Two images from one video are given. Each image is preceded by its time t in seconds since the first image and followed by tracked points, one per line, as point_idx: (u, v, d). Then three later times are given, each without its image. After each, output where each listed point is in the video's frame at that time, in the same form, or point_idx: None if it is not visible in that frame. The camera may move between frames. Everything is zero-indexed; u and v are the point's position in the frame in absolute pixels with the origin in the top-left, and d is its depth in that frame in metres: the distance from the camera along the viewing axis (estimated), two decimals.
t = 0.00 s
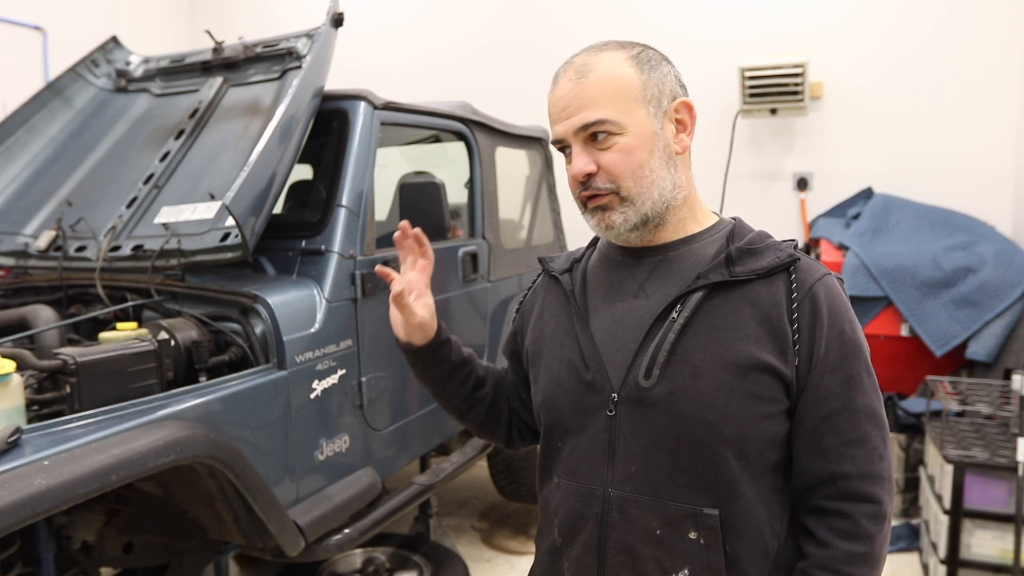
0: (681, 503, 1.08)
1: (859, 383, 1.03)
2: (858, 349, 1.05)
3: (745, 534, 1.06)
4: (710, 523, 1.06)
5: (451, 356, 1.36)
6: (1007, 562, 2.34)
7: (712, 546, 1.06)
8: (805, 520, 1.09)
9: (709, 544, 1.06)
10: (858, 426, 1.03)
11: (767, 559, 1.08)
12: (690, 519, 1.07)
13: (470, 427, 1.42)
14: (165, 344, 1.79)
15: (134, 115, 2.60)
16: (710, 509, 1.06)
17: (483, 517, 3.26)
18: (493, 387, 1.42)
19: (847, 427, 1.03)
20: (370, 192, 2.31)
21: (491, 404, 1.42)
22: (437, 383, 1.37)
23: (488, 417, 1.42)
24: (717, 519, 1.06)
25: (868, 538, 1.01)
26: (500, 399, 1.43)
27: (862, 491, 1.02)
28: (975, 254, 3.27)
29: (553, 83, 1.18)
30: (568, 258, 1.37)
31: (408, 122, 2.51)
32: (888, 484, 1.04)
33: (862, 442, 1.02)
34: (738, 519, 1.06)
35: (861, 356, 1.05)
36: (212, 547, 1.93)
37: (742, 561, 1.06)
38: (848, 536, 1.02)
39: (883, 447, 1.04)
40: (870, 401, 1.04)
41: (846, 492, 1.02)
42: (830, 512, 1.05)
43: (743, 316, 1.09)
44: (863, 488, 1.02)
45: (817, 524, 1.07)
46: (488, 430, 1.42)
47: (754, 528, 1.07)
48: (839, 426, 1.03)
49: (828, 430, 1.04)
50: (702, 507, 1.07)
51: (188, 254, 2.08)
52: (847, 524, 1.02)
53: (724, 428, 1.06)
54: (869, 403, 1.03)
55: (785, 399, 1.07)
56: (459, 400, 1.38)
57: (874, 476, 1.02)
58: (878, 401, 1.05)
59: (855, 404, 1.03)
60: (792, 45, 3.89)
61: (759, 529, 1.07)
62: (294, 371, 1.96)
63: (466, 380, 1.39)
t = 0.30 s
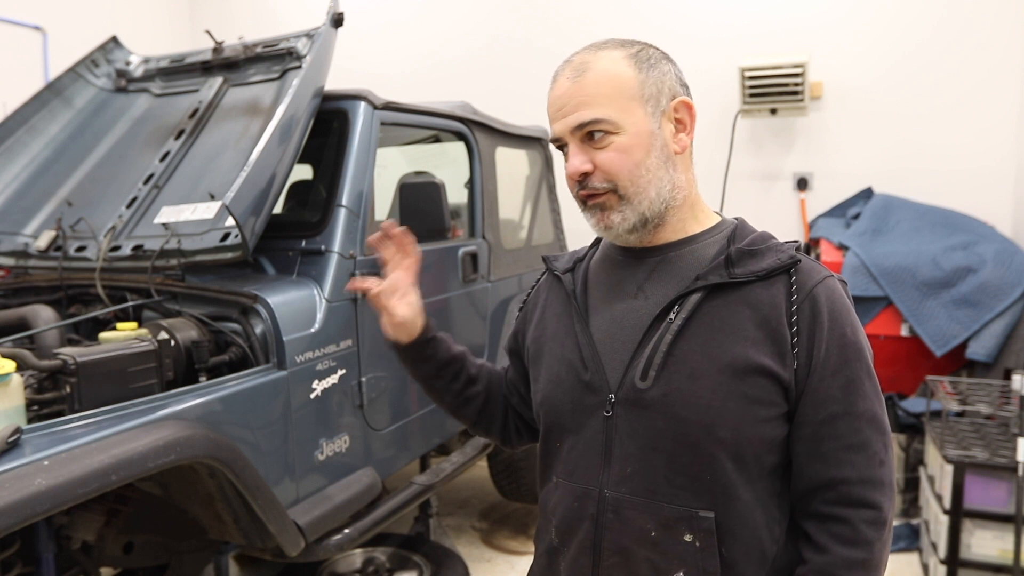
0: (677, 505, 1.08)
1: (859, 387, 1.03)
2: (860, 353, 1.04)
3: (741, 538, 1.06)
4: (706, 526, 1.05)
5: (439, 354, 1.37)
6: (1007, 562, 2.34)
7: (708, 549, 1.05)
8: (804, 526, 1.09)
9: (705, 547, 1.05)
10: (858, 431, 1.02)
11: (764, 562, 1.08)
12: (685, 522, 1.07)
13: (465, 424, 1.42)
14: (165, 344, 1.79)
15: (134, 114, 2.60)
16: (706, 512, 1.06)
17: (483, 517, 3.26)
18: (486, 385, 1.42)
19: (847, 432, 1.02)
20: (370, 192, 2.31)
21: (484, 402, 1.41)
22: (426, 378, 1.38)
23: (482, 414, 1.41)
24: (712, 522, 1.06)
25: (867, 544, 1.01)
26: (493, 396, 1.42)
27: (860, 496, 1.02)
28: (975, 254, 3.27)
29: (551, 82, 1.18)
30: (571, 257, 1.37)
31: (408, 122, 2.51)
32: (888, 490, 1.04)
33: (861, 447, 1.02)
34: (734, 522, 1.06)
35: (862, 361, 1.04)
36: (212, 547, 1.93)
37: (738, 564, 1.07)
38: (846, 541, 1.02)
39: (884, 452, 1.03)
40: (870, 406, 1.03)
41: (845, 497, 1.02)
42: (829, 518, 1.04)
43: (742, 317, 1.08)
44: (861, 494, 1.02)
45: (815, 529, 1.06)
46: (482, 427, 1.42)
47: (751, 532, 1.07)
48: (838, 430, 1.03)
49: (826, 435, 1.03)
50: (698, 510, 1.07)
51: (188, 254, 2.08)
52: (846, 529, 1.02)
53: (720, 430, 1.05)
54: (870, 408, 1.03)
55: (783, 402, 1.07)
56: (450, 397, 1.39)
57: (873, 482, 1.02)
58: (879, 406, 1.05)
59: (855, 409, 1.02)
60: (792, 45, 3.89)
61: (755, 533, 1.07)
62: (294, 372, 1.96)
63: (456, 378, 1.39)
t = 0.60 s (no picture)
0: (677, 507, 1.08)
1: (860, 387, 1.02)
2: (861, 351, 1.03)
3: (742, 540, 1.06)
4: (706, 529, 1.05)
5: (410, 392, 1.40)
6: (1007, 562, 2.34)
7: (708, 552, 1.05)
8: (806, 527, 1.08)
9: (704, 550, 1.05)
10: (858, 432, 1.02)
11: (765, 564, 1.08)
12: (685, 525, 1.07)
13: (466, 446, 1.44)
14: (165, 344, 1.79)
15: (134, 115, 2.59)
16: (706, 515, 1.06)
17: (483, 517, 3.26)
18: (472, 406, 1.43)
19: (847, 433, 1.02)
20: (370, 192, 2.31)
21: (475, 422, 1.43)
22: (411, 415, 1.41)
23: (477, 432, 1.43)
24: (712, 525, 1.05)
25: (868, 546, 1.00)
26: (480, 414, 1.43)
27: (861, 497, 1.01)
28: (975, 254, 3.27)
29: (573, 66, 1.16)
30: (570, 259, 1.37)
31: (408, 122, 2.51)
32: (891, 491, 1.03)
33: (862, 447, 1.01)
34: (734, 525, 1.06)
35: (863, 359, 1.03)
36: (212, 547, 1.93)
37: (739, 567, 1.06)
38: (848, 544, 1.01)
39: (885, 452, 1.02)
40: (871, 405, 1.02)
41: (845, 498, 1.02)
42: (831, 520, 1.04)
43: (741, 318, 1.08)
44: (863, 495, 1.01)
45: (816, 531, 1.06)
46: (483, 445, 1.43)
47: (751, 534, 1.06)
48: (838, 431, 1.02)
49: (826, 436, 1.03)
50: (697, 513, 1.07)
51: (188, 254, 2.08)
52: (847, 531, 1.02)
53: (718, 432, 1.06)
54: (870, 408, 1.02)
55: (782, 403, 1.06)
56: (437, 427, 1.41)
57: (874, 483, 1.01)
58: (880, 405, 1.04)
59: (856, 409, 1.02)
60: (792, 45, 3.89)
61: (756, 535, 1.07)
62: (294, 371, 1.96)
63: (437, 408, 1.41)
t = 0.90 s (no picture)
0: (674, 509, 1.08)
1: (858, 386, 1.01)
2: (860, 350, 1.02)
3: (740, 542, 1.06)
4: (703, 530, 1.06)
5: (418, 341, 1.40)
6: (1007, 562, 2.34)
7: (705, 554, 1.05)
8: (806, 530, 1.08)
9: (702, 551, 1.06)
10: (858, 432, 1.01)
11: (764, 566, 1.07)
12: (682, 526, 1.07)
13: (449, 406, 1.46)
14: (165, 344, 1.79)
15: (134, 115, 2.60)
16: (703, 516, 1.06)
17: (483, 517, 3.26)
18: (474, 370, 1.44)
19: (846, 433, 1.01)
20: (370, 192, 2.31)
21: (472, 387, 1.44)
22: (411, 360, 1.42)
23: (470, 397, 1.44)
24: (709, 526, 1.06)
25: (867, 549, 1.00)
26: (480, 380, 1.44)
27: (860, 499, 1.01)
28: (975, 254, 3.26)
29: (564, 71, 1.16)
30: (575, 258, 1.37)
31: (408, 122, 2.51)
32: (891, 492, 1.02)
33: (860, 448, 1.01)
34: (732, 526, 1.06)
35: (863, 358, 1.02)
36: (212, 547, 1.93)
37: (737, 569, 1.06)
38: (846, 547, 1.01)
39: (886, 454, 1.02)
40: (871, 405, 1.02)
41: (844, 500, 1.02)
42: (830, 522, 1.04)
43: (737, 318, 1.08)
44: (861, 497, 1.00)
45: (815, 533, 1.06)
46: (471, 412, 1.45)
47: (749, 536, 1.06)
48: (836, 431, 1.02)
49: (824, 436, 1.03)
50: (694, 514, 1.07)
51: (188, 254, 2.08)
52: (846, 533, 1.01)
53: (713, 433, 1.06)
54: (870, 408, 1.02)
55: (780, 403, 1.06)
56: (436, 381, 1.42)
57: (873, 484, 1.01)
58: (881, 404, 1.03)
59: (854, 409, 1.01)
60: (792, 45, 3.89)
61: (754, 537, 1.07)
62: (294, 371, 1.96)
63: (441, 363, 1.42)
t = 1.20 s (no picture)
0: (668, 510, 1.08)
1: (856, 390, 1.01)
2: (860, 353, 1.02)
3: (735, 545, 1.06)
4: (697, 532, 1.05)
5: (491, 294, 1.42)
6: (1007, 562, 2.34)
7: (700, 556, 1.05)
8: (803, 534, 1.07)
9: (696, 553, 1.06)
10: (855, 435, 1.01)
11: (760, 569, 1.07)
12: (677, 527, 1.07)
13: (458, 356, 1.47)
14: (165, 344, 1.79)
15: (134, 115, 2.60)
16: (697, 518, 1.06)
17: (483, 517, 3.26)
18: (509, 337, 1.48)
19: (843, 436, 1.01)
20: (370, 192, 2.31)
21: (500, 352, 1.47)
22: (464, 298, 1.41)
23: (490, 358, 1.46)
24: (704, 528, 1.05)
25: (864, 554, 0.99)
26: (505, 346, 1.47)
27: (857, 503, 1.00)
28: (975, 254, 3.26)
29: (574, 65, 1.14)
30: (578, 253, 1.37)
31: (408, 122, 2.51)
32: (889, 497, 1.02)
33: (857, 452, 1.01)
34: (727, 529, 1.06)
35: (862, 361, 1.02)
36: (211, 548, 1.93)
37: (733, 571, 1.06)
38: (843, 551, 1.01)
39: (884, 458, 1.01)
40: (869, 409, 1.01)
41: (841, 504, 1.01)
42: (827, 526, 1.03)
43: (733, 319, 1.08)
44: (858, 501, 1.00)
45: (812, 537, 1.05)
46: (480, 373, 1.47)
47: (745, 539, 1.06)
48: (834, 434, 1.02)
49: (821, 439, 1.02)
50: (689, 516, 1.07)
51: (188, 254, 2.08)
52: (843, 538, 1.01)
53: (708, 434, 1.06)
54: (868, 411, 1.01)
55: (776, 405, 1.06)
56: (479, 333, 1.43)
57: (871, 489, 1.00)
58: (879, 408, 1.02)
59: (851, 411, 1.01)
60: (792, 45, 3.89)
61: (750, 540, 1.06)
62: (294, 371, 1.96)
63: (491, 320, 1.44)
